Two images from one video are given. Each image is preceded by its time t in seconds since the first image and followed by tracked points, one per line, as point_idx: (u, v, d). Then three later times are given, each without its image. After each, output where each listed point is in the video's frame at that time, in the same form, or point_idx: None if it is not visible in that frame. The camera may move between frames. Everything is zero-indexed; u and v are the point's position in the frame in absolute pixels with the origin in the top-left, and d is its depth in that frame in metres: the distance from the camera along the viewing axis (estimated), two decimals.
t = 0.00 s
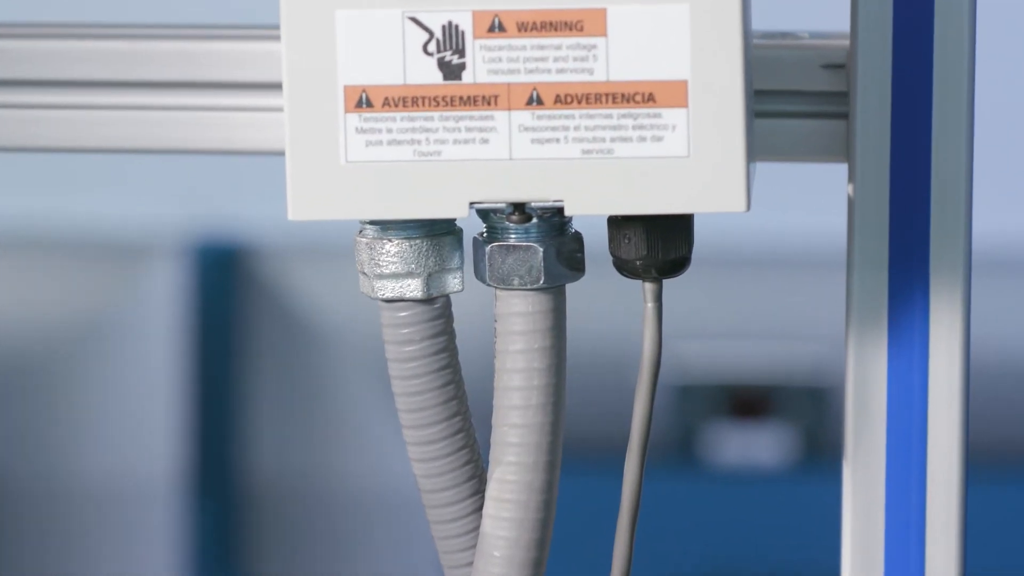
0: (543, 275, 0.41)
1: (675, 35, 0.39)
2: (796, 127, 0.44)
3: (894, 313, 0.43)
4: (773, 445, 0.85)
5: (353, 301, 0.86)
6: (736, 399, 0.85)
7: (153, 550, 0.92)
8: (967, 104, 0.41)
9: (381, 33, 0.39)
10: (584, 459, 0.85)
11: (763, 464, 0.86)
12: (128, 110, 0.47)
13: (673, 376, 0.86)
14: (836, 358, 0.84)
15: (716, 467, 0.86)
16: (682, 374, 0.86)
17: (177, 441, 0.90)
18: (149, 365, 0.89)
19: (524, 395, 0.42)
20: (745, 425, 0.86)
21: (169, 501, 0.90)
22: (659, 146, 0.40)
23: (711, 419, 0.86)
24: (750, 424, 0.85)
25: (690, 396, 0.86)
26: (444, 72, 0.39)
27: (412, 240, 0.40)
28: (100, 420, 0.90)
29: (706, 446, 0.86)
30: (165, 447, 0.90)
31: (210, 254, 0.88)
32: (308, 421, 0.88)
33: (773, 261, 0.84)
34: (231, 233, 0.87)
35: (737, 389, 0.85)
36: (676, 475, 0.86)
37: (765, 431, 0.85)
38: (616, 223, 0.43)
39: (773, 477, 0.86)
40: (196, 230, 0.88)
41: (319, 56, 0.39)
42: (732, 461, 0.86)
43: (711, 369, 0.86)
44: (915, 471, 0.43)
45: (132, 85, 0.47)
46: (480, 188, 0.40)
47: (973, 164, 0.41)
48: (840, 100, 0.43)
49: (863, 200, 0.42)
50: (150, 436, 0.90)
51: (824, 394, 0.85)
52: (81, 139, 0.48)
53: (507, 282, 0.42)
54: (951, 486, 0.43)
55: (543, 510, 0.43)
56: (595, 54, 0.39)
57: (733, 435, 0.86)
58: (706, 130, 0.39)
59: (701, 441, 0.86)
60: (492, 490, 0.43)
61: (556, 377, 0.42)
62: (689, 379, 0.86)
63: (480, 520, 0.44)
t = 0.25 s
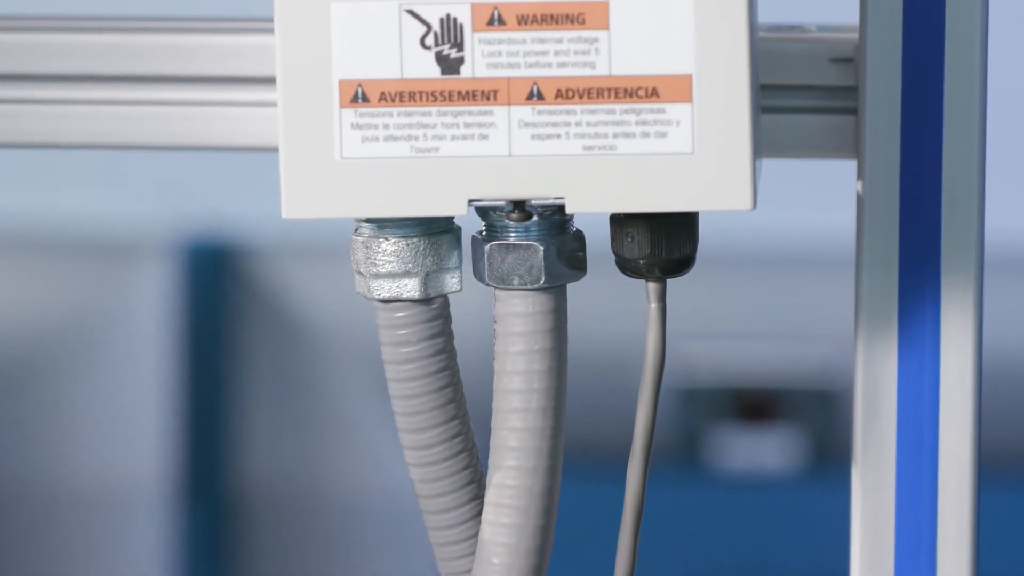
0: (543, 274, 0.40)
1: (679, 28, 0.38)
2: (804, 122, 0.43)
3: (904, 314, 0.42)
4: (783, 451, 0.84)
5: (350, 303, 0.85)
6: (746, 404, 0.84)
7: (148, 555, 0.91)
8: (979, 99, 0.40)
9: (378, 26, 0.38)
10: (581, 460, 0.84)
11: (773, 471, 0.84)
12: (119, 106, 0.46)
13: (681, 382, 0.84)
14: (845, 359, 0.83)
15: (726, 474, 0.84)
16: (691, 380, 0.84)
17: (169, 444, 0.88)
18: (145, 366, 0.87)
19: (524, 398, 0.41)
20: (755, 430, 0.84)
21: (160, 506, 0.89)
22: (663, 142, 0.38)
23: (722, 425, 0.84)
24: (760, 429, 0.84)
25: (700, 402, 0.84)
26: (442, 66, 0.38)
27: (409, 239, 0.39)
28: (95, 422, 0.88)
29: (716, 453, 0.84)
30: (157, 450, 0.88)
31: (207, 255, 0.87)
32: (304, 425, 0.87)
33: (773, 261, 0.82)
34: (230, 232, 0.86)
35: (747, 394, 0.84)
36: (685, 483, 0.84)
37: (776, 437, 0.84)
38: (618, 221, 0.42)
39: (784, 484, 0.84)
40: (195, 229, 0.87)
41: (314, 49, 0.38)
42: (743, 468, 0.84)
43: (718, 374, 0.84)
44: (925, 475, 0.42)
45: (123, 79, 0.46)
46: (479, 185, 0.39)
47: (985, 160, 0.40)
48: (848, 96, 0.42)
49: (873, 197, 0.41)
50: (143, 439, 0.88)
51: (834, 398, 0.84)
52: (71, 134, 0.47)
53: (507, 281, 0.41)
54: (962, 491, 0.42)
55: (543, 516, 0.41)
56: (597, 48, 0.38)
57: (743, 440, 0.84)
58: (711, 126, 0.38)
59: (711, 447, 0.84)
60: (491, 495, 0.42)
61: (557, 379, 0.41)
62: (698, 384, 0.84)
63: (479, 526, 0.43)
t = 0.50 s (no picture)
0: (544, 274, 0.39)
1: (684, 20, 0.37)
2: (814, 116, 0.42)
3: (916, 313, 0.41)
4: (791, 456, 0.76)
5: (341, 300, 0.78)
6: (751, 406, 0.75)
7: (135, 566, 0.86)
8: (994, 91, 0.38)
9: (373, 18, 0.37)
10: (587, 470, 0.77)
11: (781, 477, 0.76)
12: (115, 100, 0.46)
13: (683, 386, 0.76)
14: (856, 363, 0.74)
15: (730, 481, 0.77)
16: (694, 382, 0.76)
17: (156, 450, 0.83)
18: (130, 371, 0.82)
19: (524, 402, 0.40)
20: (761, 434, 0.76)
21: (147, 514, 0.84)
22: (667, 137, 0.37)
23: (724, 429, 0.76)
24: (767, 433, 0.76)
25: (699, 405, 0.76)
26: (439, 59, 0.37)
27: (406, 237, 0.38)
28: (79, 428, 0.83)
29: (718, 459, 0.77)
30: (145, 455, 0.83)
31: (189, 252, 0.79)
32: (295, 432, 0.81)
33: (774, 257, 0.74)
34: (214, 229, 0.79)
35: (752, 396, 0.75)
36: (685, 491, 0.77)
37: (784, 442, 0.76)
38: (622, 219, 0.40)
39: (795, 491, 0.76)
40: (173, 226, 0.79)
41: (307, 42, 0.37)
42: (747, 474, 0.77)
43: (724, 380, 0.76)
44: (938, 479, 0.41)
45: (117, 72, 0.45)
46: (477, 182, 0.38)
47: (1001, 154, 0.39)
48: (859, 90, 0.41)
49: (884, 194, 0.40)
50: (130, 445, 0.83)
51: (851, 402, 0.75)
52: (63, 129, 0.46)
53: (507, 281, 0.39)
54: (978, 496, 0.40)
55: (545, 522, 0.40)
56: (599, 40, 0.37)
57: (750, 445, 0.76)
58: (717, 121, 0.37)
59: (711, 454, 0.76)
60: (490, 501, 0.40)
61: (558, 382, 0.40)
62: (702, 388, 0.76)
63: (478, 534, 0.42)
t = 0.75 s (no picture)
0: (544, 273, 0.38)
1: (690, 11, 0.36)
2: (824, 111, 0.41)
3: (929, 314, 0.39)
4: (798, 463, 0.72)
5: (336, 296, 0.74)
6: (758, 410, 0.72)
7: None
8: (1010, 85, 0.37)
9: (368, 9, 0.36)
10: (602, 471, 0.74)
11: (790, 484, 0.73)
12: (110, 95, 0.45)
13: (691, 390, 0.73)
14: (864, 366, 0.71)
15: (737, 488, 0.73)
16: (700, 387, 0.72)
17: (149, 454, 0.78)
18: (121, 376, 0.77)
19: (524, 406, 0.39)
20: (769, 439, 0.73)
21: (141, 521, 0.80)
22: (672, 132, 0.36)
23: (730, 434, 0.73)
24: (774, 438, 0.73)
25: (705, 410, 0.73)
26: (437, 52, 0.36)
27: (402, 235, 0.37)
28: (69, 434, 0.79)
29: (725, 465, 0.73)
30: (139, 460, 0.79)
31: (177, 253, 0.75)
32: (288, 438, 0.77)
33: (773, 256, 0.70)
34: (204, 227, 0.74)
35: (760, 399, 0.72)
36: (690, 499, 0.74)
37: (793, 447, 0.72)
38: (625, 217, 0.39)
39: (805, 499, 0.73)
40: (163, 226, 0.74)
41: (300, 34, 0.36)
42: (755, 481, 0.73)
43: (731, 384, 0.72)
44: (952, 483, 0.40)
45: (113, 65, 0.44)
46: (476, 179, 0.36)
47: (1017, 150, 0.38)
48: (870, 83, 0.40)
49: (896, 191, 0.39)
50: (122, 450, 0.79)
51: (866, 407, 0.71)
52: (57, 124, 0.45)
53: (506, 280, 0.38)
54: (993, 500, 0.39)
55: (545, 530, 0.39)
56: (602, 32, 0.36)
57: (757, 450, 0.73)
58: (723, 115, 0.36)
59: (716, 459, 0.73)
60: (489, 508, 0.39)
61: (558, 385, 0.39)
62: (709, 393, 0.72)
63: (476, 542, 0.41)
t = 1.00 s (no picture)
0: (544, 273, 0.37)
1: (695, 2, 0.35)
2: (832, 104, 0.41)
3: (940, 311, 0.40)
4: (812, 470, 0.72)
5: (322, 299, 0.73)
6: (770, 414, 0.72)
7: None
8: None
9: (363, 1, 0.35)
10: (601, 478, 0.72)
11: (807, 492, 0.72)
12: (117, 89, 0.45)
13: (702, 395, 0.71)
14: (867, 369, 0.71)
15: (751, 499, 0.71)
16: (709, 393, 0.71)
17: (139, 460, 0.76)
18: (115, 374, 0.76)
19: (524, 409, 0.38)
20: (781, 444, 0.72)
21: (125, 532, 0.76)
22: (676, 128, 0.35)
23: (744, 441, 0.72)
24: (786, 442, 0.72)
25: (718, 416, 0.71)
26: (434, 45, 0.35)
27: (398, 233, 0.36)
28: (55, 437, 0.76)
29: (739, 475, 0.72)
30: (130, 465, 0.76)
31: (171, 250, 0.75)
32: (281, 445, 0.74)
33: (774, 256, 0.69)
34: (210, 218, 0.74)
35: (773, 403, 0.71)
36: (703, 512, 0.71)
37: (808, 452, 0.72)
38: (627, 215, 0.38)
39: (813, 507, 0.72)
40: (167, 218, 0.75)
41: (293, 26, 0.35)
42: (772, 492, 0.72)
43: (731, 385, 0.71)
44: (965, 481, 0.40)
45: (116, 60, 0.45)
46: (474, 176, 0.35)
47: None
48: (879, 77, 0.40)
49: (907, 188, 0.39)
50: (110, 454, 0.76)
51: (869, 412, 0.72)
52: (57, 119, 0.45)
53: (506, 280, 0.37)
54: (1008, 503, 0.40)
55: (545, 537, 0.38)
56: (603, 24, 0.35)
57: (766, 455, 0.72)
58: (729, 110, 0.35)
59: (730, 469, 0.71)
60: (488, 515, 0.38)
61: (559, 389, 0.38)
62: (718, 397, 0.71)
63: (474, 550, 0.39)
